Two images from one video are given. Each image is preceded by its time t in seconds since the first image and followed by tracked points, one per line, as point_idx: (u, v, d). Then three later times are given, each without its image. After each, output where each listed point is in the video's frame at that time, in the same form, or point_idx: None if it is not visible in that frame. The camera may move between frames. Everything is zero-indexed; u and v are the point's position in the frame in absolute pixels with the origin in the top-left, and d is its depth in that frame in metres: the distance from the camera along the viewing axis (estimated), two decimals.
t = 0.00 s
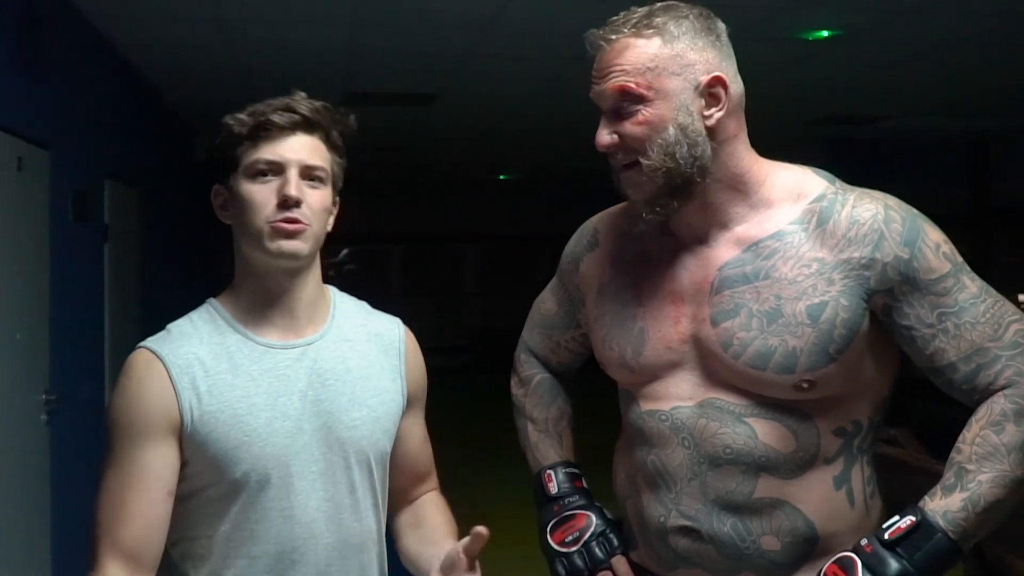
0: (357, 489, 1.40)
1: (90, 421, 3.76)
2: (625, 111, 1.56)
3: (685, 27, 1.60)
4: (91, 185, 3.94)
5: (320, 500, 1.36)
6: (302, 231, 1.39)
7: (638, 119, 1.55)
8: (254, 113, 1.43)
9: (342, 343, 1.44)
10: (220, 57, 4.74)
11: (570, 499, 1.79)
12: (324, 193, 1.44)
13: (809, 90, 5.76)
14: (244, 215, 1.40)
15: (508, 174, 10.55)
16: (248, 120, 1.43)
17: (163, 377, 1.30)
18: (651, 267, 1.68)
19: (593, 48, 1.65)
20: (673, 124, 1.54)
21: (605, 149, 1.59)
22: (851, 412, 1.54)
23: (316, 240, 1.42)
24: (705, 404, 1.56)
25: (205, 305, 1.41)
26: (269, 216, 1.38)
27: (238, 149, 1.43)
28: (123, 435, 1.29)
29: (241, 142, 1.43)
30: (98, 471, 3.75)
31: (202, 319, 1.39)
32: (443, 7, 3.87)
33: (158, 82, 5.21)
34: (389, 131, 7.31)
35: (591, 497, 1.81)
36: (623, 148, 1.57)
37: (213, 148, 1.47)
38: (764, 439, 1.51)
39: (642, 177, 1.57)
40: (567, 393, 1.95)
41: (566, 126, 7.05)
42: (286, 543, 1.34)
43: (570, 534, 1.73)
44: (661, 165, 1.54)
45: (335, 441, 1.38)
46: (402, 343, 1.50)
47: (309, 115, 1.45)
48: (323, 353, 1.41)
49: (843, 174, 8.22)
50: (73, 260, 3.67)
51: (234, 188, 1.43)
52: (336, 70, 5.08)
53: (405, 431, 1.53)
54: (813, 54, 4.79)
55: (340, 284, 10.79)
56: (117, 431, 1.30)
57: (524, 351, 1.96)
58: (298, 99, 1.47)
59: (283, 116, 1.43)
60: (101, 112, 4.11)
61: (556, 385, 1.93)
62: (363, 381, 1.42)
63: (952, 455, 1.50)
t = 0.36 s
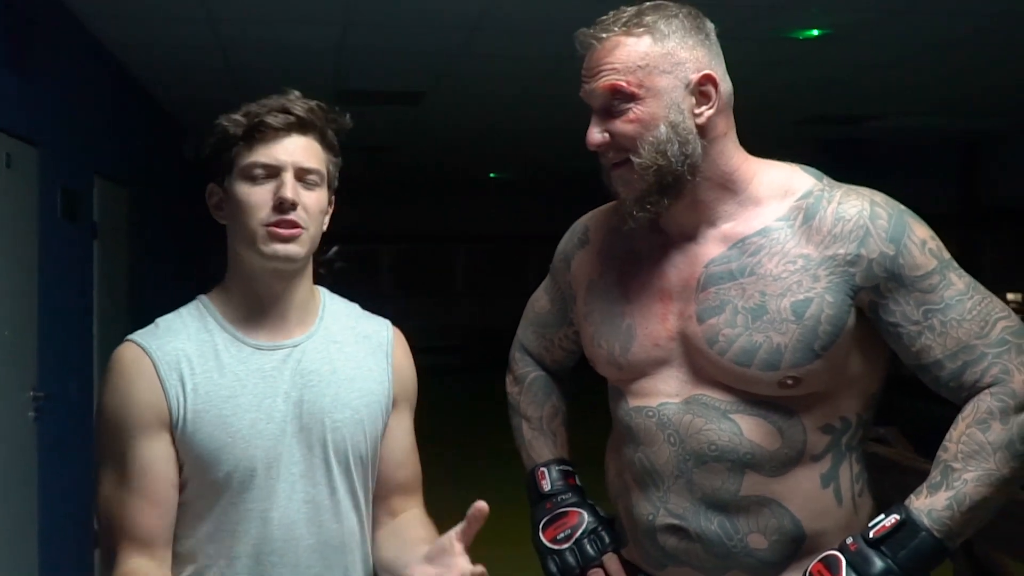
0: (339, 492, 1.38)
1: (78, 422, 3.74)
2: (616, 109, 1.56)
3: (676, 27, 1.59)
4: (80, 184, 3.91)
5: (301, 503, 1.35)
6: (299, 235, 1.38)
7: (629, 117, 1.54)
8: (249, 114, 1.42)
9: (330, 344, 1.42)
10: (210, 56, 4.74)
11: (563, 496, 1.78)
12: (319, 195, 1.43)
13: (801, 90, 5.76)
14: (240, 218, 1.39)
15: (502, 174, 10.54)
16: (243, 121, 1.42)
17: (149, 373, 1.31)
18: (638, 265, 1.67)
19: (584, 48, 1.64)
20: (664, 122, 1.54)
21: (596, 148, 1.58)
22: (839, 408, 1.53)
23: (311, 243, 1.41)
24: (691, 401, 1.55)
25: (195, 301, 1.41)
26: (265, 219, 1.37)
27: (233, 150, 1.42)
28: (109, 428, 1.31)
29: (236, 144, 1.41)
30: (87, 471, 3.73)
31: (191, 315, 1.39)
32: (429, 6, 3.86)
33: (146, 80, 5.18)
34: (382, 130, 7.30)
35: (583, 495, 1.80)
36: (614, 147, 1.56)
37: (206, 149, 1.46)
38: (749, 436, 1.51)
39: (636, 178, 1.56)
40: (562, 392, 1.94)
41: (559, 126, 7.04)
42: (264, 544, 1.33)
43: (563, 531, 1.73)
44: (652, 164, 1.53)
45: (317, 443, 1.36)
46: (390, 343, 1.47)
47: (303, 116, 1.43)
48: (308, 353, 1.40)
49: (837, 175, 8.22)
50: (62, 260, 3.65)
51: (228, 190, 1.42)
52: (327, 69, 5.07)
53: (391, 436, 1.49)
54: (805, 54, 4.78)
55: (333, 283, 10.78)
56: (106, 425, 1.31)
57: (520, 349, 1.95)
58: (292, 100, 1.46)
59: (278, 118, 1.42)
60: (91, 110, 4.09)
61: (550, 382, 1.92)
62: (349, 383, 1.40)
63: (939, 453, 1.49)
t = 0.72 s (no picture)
0: (342, 496, 1.38)
1: (72, 420, 3.74)
2: (639, 100, 1.53)
3: (687, 21, 1.61)
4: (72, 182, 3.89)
5: (304, 506, 1.34)
6: (318, 246, 1.37)
7: (654, 107, 1.52)
8: (279, 114, 1.39)
9: (339, 348, 1.42)
10: (203, 54, 4.73)
11: (564, 493, 1.78)
12: (341, 205, 1.42)
13: (798, 90, 5.75)
14: (260, 221, 1.37)
15: (500, 173, 10.53)
16: (273, 121, 1.39)
17: (153, 371, 1.28)
18: (637, 263, 1.67)
19: (590, 43, 1.61)
20: (687, 112, 1.54)
21: (615, 143, 1.54)
22: (837, 405, 1.53)
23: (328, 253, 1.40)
24: (688, 398, 1.55)
25: (205, 296, 1.39)
26: (288, 226, 1.36)
27: (260, 149, 1.39)
28: (106, 425, 1.27)
29: (264, 144, 1.39)
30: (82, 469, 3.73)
31: (200, 311, 1.37)
32: (418, 5, 3.85)
33: (141, 78, 5.18)
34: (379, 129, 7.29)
35: (584, 492, 1.80)
36: (635, 139, 1.53)
37: (229, 142, 1.43)
38: (746, 432, 1.51)
39: (658, 171, 1.53)
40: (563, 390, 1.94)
41: (556, 125, 7.03)
42: (264, 547, 1.32)
43: (563, 528, 1.73)
44: (675, 154, 1.52)
45: (324, 447, 1.36)
46: (397, 350, 1.48)
47: (333, 123, 1.41)
48: (317, 356, 1.40)
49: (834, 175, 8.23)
50: (55, 258, 3.64)
51: (250, 190, 1.39)
52: (320, 68, 5.06)
53: (393, 439, 1.50)
54: (801, 52, 4.77)
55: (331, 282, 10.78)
56: (100, 419, 1.28)
57: (521, 347, 1.95)
58: (323, 103, 1.42)
59: (308, 123, 1.39)
60: (84, 108, 4.09)
61: (551, 380, 1.92)
62: (357, 390, 1.40)
63: (937, 451, 1.49)
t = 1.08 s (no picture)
0: (342, 493, 1.37)
1: (71, 419, 3.74)
2: (678, 90, 1.50)
3: (709, 16, 1.60)
4: (70, 181, 3.87)
5: (305, 504, 1.34)
6: (315, 242, 1.36)
7: (694, 97, 1.50)
8: (271, 112, 1.39)
9: (336, 345, 1.42)
10: (201, 53, 4.73)
11: (564, 491, 1.77)
12: (337, 201, 1.41)
13: (798, 88, 5.75)
14: (257, 219, 1.36)
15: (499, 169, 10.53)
16: (264, 120, 1.39)
17: (154, 370, 1.28)
18: (639, 261, 1.67)
19: (616, 31, 1.56)
20: (723, 105, 1.53)
21: (656, 133, 1.49)
22: (840, 405, 1.53)
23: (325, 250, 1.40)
24: (692, 397, 1.55)
25: (203, 295, 1.39)
26: (284, 223, 1.35)
27: (253, 149, 1.39)
28: (107, 425, 1.28)
29: (257, 142, 1.38)
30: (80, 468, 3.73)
31: (197, 311, 1.37)
32: (416, 6, 3.85)
33: (140, 77, 5.18)
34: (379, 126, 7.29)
35: (585, 489, 1.79)
36: (676, 129, 1.49)
37: (222, 143, 1.43)
38: (750, 432, 1.51)
39: (695, 161, 1.50)
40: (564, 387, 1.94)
41: (556, 122, 7.04)
42: (266, 545, 1.32)
43: (563, 526, 1.72)
44: (712, 145, 1.50)
45: (323, 445, 1.36)
46: (394, 348, 1.48)
47: (325, 119, 1.40)
48: (315, 354, 1.39)
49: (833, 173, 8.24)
50: (54, 255, 3.63)
51: (245, 189, 1.39)
52: (318, 67, 5.06)
53: (393, 436, 1.50)
54: (801, 50, 4.76)
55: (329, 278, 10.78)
56: (100, 420, 1.28)
57: (522, 345, 1.96)
58: (314, 99, 1.42)
59: (300, 120, 1.39)
60: (83, 106, 4.08)
61: (552, 378, 1.92)
62: (354, 387, 1.40)
63: (941, 450, 1.49)
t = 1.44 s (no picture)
0: (342, 487, 1.37)
1: (70, 416, 3.72)
2: (691, 82, 1.50)
3: (724, 9, 1.60)
4: (70, 176, 3.85)
5: (306, 498, 1.33)
6: (318, 245, 1.35)
7: (707, 90, 1.50)
8: (273, 110, 1.36)
9: (334, 341, 1.41)
10: (202, 48, 4.71)
11: (559, 488, 1.77)
12: (340, 202, 1.39)
13: (797, 85, 5.76)
14: (259, 220, 1.35)
15: (496, 166, 10.53)
16: (267, 119, 1.35)
17: (156, 364, 1.26)
18: (643, 256, 1.67)
19: (634, 18, 1.55)
20: (735, 100, 1.54)
21: (668, 122, 1.49)
22: (842, 402, 1.54)
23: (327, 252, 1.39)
24: (697, 393, 1.56)
25: (201, 289, 1.36)
26: (287, 225, 1.34)
27: (255, 148, 1.36)
28: (104, 420, 1.25)
29: (261, 141, 1.35)
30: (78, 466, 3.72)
31: (196, 305, 1.35)
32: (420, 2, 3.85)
33: (140, 71, 5.16)
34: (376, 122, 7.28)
35: (581, 487, 1.79)
36: (689, 120, 1.50)
37: (223, 138, 1.39)
38: (756, 427, 1.51)
39: (706, 154, 1.51)
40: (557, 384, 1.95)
41: (554, 119, 7.04)
42: (269, 539, 1.30)
43: (560, 524, 1.72)
44: (723, 138, 1.51)
45: (324, 439, 1.35)
46: (390, 343, 1.47)
47: (329, 118, 1.38)
48: (313, 349, 1.38)
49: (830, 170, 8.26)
50: (53, 250, 3.61)
51: (248, 187, 1.36)
52: (319, 62, 5.05)
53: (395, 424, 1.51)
54: (801, 47, 4.77)
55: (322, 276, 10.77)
56: (95, 416, 1.25)
57: (514, 341, 1.96)
58: (317, 97, 1.39)
59: (305, 120, 1.36)
60: (82, 101, 4.06)
61: (546, 374, 1.93)
62: (353, 382, 1.40)
63: (944, 444, 1.50)
